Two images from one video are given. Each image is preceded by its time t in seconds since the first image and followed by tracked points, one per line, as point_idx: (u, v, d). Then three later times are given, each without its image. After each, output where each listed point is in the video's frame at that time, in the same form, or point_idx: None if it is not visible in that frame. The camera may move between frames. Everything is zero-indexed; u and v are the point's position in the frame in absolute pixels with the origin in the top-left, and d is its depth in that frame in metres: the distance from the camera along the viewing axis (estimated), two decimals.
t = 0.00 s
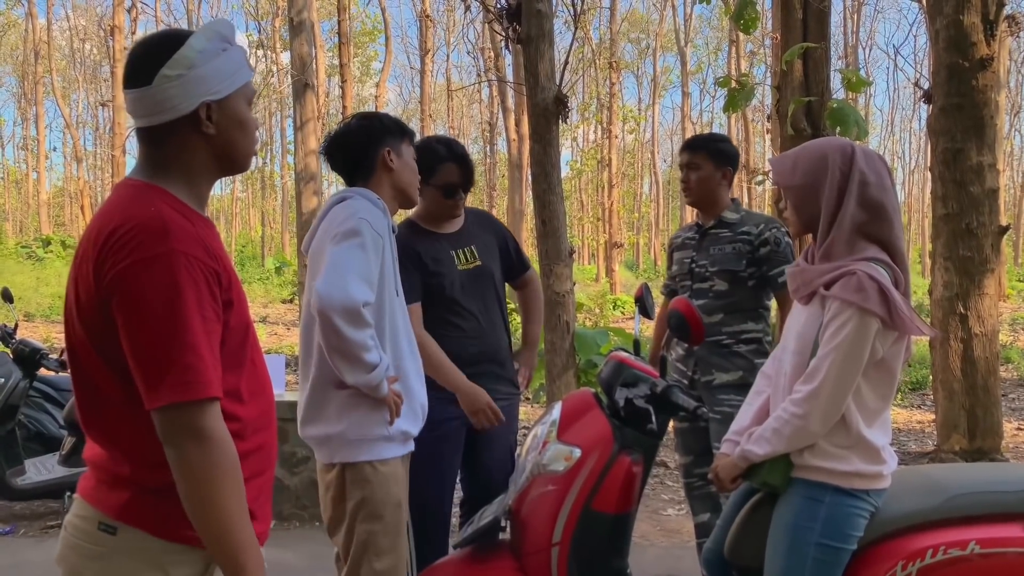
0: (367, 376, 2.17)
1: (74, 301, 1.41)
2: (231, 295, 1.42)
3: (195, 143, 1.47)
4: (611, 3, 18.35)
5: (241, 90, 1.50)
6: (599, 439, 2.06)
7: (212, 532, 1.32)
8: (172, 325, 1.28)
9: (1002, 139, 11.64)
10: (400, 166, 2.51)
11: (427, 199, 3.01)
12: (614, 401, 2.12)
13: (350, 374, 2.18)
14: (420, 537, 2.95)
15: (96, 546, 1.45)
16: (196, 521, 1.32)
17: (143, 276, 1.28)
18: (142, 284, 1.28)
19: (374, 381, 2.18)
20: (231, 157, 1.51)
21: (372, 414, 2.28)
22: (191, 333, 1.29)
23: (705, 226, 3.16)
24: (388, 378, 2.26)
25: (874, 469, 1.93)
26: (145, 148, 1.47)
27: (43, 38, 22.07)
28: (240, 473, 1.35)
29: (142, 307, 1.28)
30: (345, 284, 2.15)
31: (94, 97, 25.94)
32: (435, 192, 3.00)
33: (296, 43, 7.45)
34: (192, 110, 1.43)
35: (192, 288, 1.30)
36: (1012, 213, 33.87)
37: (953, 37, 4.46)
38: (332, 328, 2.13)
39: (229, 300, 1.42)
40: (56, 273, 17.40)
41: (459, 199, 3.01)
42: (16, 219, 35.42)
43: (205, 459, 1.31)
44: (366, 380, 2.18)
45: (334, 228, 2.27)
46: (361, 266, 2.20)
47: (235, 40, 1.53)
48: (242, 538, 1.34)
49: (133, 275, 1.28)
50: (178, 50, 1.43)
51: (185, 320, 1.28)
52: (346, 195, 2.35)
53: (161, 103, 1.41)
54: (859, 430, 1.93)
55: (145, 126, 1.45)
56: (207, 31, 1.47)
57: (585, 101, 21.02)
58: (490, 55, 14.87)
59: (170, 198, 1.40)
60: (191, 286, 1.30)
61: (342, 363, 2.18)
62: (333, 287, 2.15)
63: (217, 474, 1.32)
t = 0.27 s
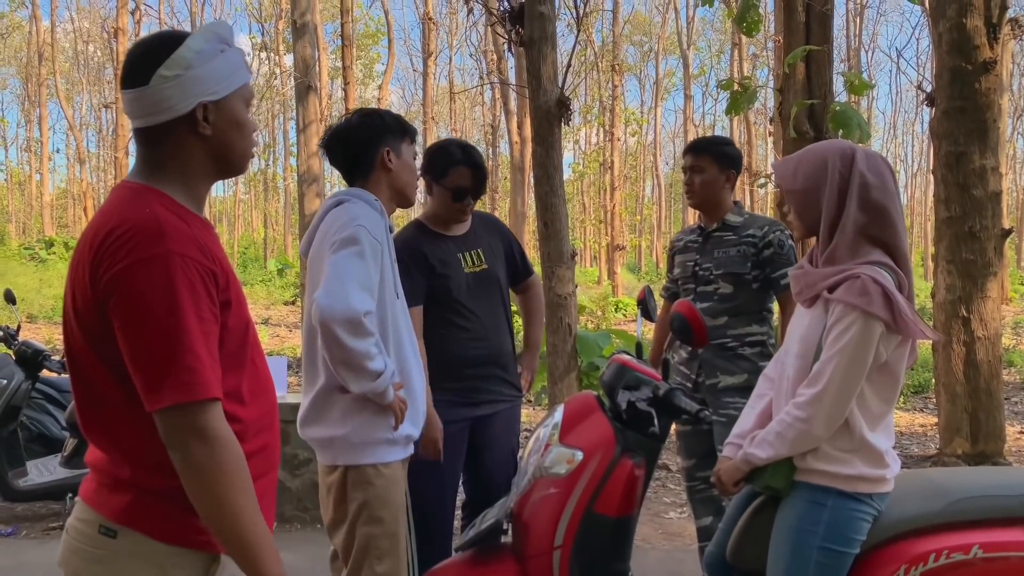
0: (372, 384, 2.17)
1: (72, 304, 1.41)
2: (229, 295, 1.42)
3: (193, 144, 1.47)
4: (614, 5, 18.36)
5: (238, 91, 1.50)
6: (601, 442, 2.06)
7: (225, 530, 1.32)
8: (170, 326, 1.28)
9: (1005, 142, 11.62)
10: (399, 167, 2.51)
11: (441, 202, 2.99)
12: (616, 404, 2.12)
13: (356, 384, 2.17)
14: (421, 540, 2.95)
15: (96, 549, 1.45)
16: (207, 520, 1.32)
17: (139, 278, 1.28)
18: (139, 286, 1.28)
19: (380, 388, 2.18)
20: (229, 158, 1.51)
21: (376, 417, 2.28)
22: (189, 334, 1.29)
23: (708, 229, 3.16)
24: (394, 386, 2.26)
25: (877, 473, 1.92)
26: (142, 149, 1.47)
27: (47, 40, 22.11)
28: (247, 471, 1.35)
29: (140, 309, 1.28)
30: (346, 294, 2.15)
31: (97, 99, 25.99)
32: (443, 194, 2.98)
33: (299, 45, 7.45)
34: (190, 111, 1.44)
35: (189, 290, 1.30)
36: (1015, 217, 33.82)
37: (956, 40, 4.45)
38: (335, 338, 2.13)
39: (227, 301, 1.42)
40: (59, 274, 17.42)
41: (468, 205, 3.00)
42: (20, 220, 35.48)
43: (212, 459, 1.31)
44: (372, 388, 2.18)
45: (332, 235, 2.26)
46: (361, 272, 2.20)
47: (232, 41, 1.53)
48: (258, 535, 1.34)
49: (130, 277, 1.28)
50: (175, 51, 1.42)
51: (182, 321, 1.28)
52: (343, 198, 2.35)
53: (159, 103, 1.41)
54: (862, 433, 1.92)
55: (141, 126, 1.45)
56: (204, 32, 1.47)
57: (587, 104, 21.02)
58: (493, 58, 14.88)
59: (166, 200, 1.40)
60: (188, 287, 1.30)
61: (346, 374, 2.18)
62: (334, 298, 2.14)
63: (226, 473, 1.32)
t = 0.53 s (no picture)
0: (371, 393, 2.17)
1: (68, 306, 1.41)
2: (225, 297, 1.42)
3: (190, 148, 1.47)
4: (615, 10, 18.38)
5: (233, 93, 1.50)
6: (601, 446, 2.06)
7: (206, 537, 1.32)
8: (163, 328, 1.28)
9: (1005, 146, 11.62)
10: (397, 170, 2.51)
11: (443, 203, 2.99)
12: (617, 408, 2.12)
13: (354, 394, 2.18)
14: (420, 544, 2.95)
15: (93, 555, 1.45)
16: (190, 525, 1.32)
17: (133, 279, 1.28)
18: (132, 286, 1.28)
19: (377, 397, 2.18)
20: (226, 162, 1.51)
21: (376, 423, 2.27)
22: (182, 337, 1.29)
23: (709, 233, 3.16)
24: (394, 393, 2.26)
25: (878, 477, 1.92)
26: (139, 153, 1.48)
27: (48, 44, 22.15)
28: (234, 477, 1.35)
29: (133, 311, 1.27)
30: (340, 306, 2.15)
31: (99, 103, 26.02)
32: (445, 194, 2.97)
33: (300, 50, 7.46)
34: (184, 114, 1.44)
35: (183, 292, 1.30)
36: (1016, 221, 33.81)
37: (956, 44, 4.46)
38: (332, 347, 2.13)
39: (223, 303, 1.42)
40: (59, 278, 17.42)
41: (469, 205, 3.00)
42: (21, 225, 35.52)
43: (199, 463, 1.30)
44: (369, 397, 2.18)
45: (331, 240, 2.26)
46: (358, 279, 2.20)
47: (226, 43, 1.54)
48: (240, 543, 1.34)
49: (124, 279, 1.28)
50: (169, 54, 1.43)
51: (175, 323, 1.28)
52: (341, 204, 2.36)
53: (154, 106, 1.41)
54: (864, 437, 1.92)
55: (137, 130, 1.45)
56: (198, 35, 1.47)
57: (588, 108, 21.04)
58: (494, 62, 14.90)
59: (163, 202, 1.40)
60: (182, 288, 1.30)
61: (344, 383, 2.18)
62: (330, 310, 2.14)
63: (212, 477, 1.31)
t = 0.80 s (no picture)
0: (369, 398, 2.17)
1: (62, 307, 1.41)
2: (220, 302, 1.42)
3: (186, 151, 1.47)
4: (614, 15, 18.40)
5: (233, 97, 1.50)
6: (600, 450, 2.05)
7: (191, 545, 1.31)
8: (155, 332, 1.27)
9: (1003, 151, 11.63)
10: (386, 176, 2.49)
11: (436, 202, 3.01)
12: (616, 412, 2.12)
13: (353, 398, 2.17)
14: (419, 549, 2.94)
15: (89, 559, 1.45)
16: (175, 532, 1.31)
17: (125, 282, 1.27)
18: (125, 289, 1.27)
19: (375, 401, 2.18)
20: (224, 165, 1.51)
21: (373, 427, 2.27)
22: (174, 341, 1.28)
23: (707, 237, 3.16)
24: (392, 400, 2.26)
25: (877, 481, 1.91)
26: (138, 156, 1.47)
27: (48, 48, 22.16)
28: (222, 484, 1.34)
29: (125, 314, 1.27)
30: (341, 308, 2.14)
31: (98, 107, 26.03)
32: (442, 192, 3.00)
33: (299, 53, 7.46)
34: (182, 116, 1.43)
35: (176, 297, 1.29)
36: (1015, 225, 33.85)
37: (955, 49, 4.47)
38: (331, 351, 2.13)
39: (218, 307, 1.41)
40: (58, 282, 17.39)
41: (464, 204, 3.00)
42: (20, 228, 35.50)
43: (186, 469, 1.30)
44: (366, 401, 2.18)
45: (327, 245, 2.26)
46: (356, 283, 2.20)
47: (229, 47, 1.54)
48: (221, 554, 1.33)
49: (116, 282, 1.28)
50: (167, 56, 1.43)
51: (166, 327, 1.28)
52: (338, 207, 2.36)
53: (152, 108, 1.41)
54: (862, 441, 1.92)
55: (136, 132, 1.44)
56: (199, 38, 1.47)
57: (587, 113, 21.06)
58: (493, 66, 14.91)
59: (160, 205, 1.40)
60: (175, 292, 1.30)
61: (342, 388, 2.18)
62: (329, 313, 2.14)
63: (199, 484, 1.30)
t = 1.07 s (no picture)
0: (361, 403, 2.15)
1: (55, 311, 1.41)
2: (211, 304, 1.41)
3: (183, 151, 1.46)
4: (614, 17, 18.40)
5: (232, 99, 1.50)
6: (600, 451, 2.05)
7: (187, 548, 1.30)
8: (142, 336, 1.27)
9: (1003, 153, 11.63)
10: (382, 177, 2.48)
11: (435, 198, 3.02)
12: (616, 414, 2.11)
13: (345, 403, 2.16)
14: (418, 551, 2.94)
15: (87, 562, 1.45)
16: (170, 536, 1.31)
17: (112, 285, 1.27)
18: (111, 292, 1.27)
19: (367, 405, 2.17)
20: (221, 166, 1.50)
21: (368, 431, 2.26)
22: (161, 345, 1.28)
23: (708, 239, 3.16)
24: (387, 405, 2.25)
25: (877, 483, 1.91)
26: (135, 157, 1.47)
27: (48, 50, 22.16)
28: (217, 486, 1.34)
29: (111, 318, 1.27)
30: (329, 314, 2.13)
31: (98, 109, 26.02)
32: (441, 189, 3.01)
33: (299, 55, 7.46)
34: (179, 116, 1.43)
35: (163, 300, 1.29)
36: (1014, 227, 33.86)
37: (955, 51, 4.47)
38: (322, 355, 2.12)
39: (209, 310, 1.41)
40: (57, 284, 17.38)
41: (463, 200, 3.01)
42: (20, 230, 35.49)
43: (177, 473, 1.29)
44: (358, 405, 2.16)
45: (319, 247, 2.25)
46: (346, 286, 2.19)
47: (232, 50, 1.54)
48: (221, 555, 1.32)
49: (103, 285, 1.27)
50: (166, 56, 1.43)
51: (153, 331, 1.27)
52: (332, 209, 2.36)
53: (149, 107, 1.41)
54: (863, 443, 1.91)
55: (133, 130, 1.44)
56: (201, 40, 1.47)
57: (587, 115, 21.06)
58: (492, 68, 14.91)
59: (151, 207, 1.40)
60: (162, 295, 1.29)
61: (335, 393, 2.16)
62: (318, 317, 2.13)
63: (193, 487, 1.30)
